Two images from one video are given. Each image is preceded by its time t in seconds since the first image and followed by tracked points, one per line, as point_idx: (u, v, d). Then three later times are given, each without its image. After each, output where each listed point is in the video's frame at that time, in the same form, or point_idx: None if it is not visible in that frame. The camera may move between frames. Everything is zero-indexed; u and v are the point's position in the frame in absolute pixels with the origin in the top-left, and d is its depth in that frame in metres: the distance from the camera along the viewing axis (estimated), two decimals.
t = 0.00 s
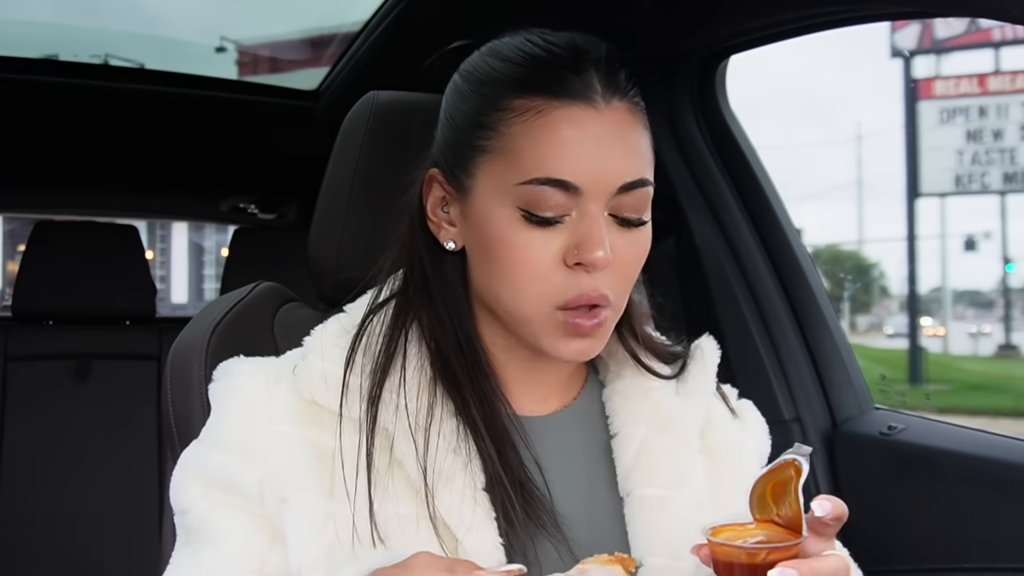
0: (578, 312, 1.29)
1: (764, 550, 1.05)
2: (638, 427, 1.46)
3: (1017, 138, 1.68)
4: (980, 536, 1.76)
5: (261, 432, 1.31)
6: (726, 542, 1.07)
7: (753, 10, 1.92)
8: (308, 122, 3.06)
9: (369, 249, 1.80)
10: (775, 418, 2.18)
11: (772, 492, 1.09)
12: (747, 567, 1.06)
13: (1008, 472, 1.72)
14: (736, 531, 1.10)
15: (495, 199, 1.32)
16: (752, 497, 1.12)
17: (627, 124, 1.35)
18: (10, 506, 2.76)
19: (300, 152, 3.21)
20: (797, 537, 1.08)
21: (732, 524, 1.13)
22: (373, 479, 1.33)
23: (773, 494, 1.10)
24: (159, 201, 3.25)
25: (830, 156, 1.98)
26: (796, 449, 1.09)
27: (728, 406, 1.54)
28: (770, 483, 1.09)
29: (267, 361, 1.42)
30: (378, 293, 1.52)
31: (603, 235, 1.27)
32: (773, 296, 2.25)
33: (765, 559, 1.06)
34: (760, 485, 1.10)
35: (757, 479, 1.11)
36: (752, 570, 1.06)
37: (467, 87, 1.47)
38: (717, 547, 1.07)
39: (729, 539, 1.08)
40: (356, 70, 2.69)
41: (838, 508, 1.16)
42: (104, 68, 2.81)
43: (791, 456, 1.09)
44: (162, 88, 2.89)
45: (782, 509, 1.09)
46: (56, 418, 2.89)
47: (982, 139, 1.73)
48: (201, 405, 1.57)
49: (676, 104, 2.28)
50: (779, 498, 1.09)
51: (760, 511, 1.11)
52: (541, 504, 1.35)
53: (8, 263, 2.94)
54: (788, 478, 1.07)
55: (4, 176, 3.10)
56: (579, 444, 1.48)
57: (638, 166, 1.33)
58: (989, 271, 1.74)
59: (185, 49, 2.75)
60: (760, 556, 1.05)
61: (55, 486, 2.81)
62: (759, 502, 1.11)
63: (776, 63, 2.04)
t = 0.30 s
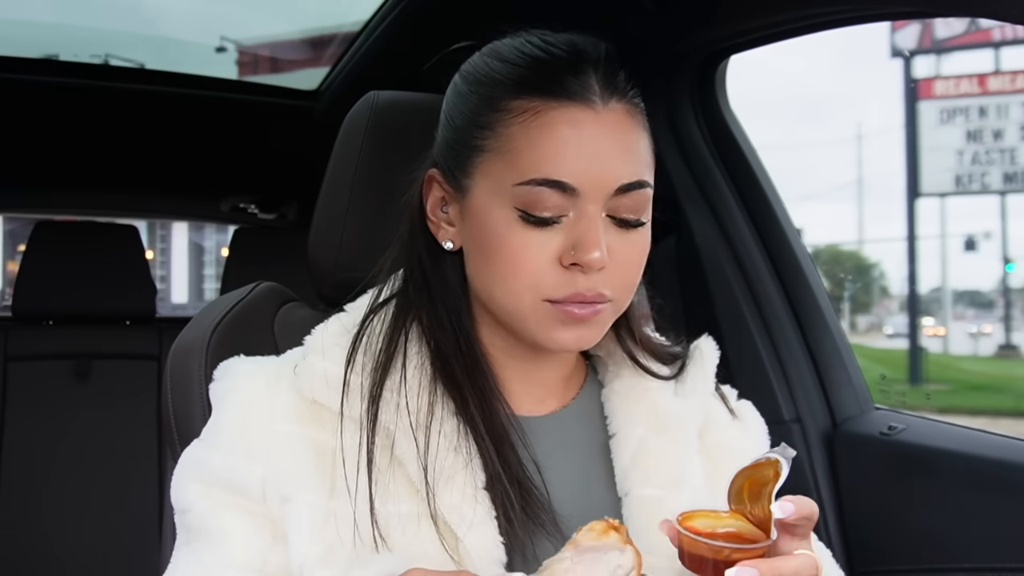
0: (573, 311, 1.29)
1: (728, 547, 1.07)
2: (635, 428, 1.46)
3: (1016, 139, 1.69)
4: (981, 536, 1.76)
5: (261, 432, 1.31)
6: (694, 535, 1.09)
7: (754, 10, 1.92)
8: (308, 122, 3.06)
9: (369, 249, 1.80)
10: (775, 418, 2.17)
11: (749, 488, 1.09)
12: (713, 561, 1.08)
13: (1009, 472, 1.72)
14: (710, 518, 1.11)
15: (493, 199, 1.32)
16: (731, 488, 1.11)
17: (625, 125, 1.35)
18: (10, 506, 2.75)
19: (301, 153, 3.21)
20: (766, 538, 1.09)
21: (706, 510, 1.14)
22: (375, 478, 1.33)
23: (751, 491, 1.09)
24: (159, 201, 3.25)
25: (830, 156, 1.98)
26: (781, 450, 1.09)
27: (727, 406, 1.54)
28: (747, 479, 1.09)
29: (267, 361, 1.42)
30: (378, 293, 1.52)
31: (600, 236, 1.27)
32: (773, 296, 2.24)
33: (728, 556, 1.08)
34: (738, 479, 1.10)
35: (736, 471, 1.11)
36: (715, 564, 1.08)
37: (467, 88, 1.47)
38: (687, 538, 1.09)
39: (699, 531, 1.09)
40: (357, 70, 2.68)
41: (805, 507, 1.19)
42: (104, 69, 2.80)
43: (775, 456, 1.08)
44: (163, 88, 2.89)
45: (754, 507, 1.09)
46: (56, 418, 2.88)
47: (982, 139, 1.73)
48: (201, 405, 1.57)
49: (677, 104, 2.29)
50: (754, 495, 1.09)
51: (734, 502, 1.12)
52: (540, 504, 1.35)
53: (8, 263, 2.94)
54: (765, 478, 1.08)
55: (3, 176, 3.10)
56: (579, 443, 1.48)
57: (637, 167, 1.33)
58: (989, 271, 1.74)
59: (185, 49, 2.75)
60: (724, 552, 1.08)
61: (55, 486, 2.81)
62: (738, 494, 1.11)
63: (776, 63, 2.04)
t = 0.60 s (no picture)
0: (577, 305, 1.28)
1: (730, 547, 1.06)
2: (640, 428, 1.46)
3: (1017, 139, 1.69)
4: (980, 535, 1.76)
5: (264, 431, 1.32)
6: (696, 535, 1.07)
7: (754, 10, 1.92)
8: (308, 122, 3.06)
9: (370, 249, 1.80)
10: (775, 418, 2.17)
11: (748, 486, 1.10)
12: (716, 561, 1.07)
13: (1008, 472, 1.72)
14: (711, 516, 1.10)
15: (495, 189, 1.33)
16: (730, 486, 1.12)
17: (625, 114, 1.37)
18: (10, 506, 2.75)
19: (301, 152, 3.21)
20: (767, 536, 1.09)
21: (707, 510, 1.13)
22: (379, 477, 1.33)
23: (750, 488, 1.10)
24: (159, 201, 3.25)
25: (830, 156, 1.98)
26: (776, 445, 1.10)
27: (731, 408, 1.55)
28: (745, 476, 1.10)
29: (270, 360, 1.42)
30: (382, 292, 1.51)
31: (604, 223, 1.27)
32: (773, 296, 2.25)
33: (730, 555, 1.07)
34: (737, 475, 1.11)
35: (735, 469, 1.12)
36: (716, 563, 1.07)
37: (466, 84, 1.49)
38: (688, 539, 1.08)
39: (700, 531, 1.08)
40: (356, 70, 2.68)
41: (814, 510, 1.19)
42: (104, 68, 2.80)
43: (770, 451, 1.10)
44: (163, 88, 2.89)
45: (754, 504, 1.10)
46: (56, 418, 2.89)
47: (983, 139, 1.73)
48: (202, 405, 1.58)
49: (677, 104, 2.28)
50: (753, 492, 1.10)
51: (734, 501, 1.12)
52: (544, 505, 1.35)
53: (8, 263, 2.94)
54: (762, 473, 1.09)
55: (4, 176, 3.10)
56: (582, 444, 1.48)
57: (636, 155, 1.35)
58: (989, 271, 1.74)
59: (185, 49, 2.74)
60: (727, 551, 1.07)
61: (55, 486, 2.81)
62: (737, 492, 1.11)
63: (776, 63, 2.04)
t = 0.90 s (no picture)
0: (583, 303, 1.28)
1: (722, 516, 1.08)
2: (640, 425, 1.46)
3: (1017, 139, 1.69)
4: (979, 535, 1.76)
5: (264, 428, 1.32)
6: (690, 504, 1.08)
7: (754, 10, 1.92)
8: (308, 122, 3.06)
9: (370, 249, 1.80)
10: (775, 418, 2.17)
11: (742, 455, 1.11)
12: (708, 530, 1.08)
13: (1008, 472, 1.72)
14: (704, 484, 1.11)
15: (501, 188, 1.34)
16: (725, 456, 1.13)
17: (631, 115, 1.37)
18: (9, 506, 2.75)
19: (301, 152, 3.21)
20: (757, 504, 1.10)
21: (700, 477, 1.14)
22: (379, 474, 1.33)
23: (744, 458, 1.11)
24: (158, 201, 3.25)
25: (831, 156, 1.98)
26: (773, 418, 1.12)
27: (733, 408, 1.55)
28: (740, 446, 1.11)
29: (272, 357, 1.43)
30: (385, 290, 1.52)
31: (609, 224, 1.27)
32: (773, 297, 2.24)
33: (721, 524, 1.08)
34: (731, 445, 1.12)
35: (731, 437, 1.13)
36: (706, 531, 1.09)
37: (472, 84, 1.49)
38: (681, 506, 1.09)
39: (693, 498, 1.09)
40: (356, 70, 2.68)
41: (815, 492, 1.15)
42: (104, 68, 2.80)
43: (766, 423, 1.11)
44: (163, 88, 2.89)
45: (746, 473, 1.11)
46: (55, 418, 2.88)
47: (982, 139, 1.73)
48: (201, 404, 1.57)
49: (676, 104, 2.28)
50: (746, 462, 1.11)
51: (728, 468, 1.13)
52: (545, 503, 1.35)
53: (8, 263, 2.94)
54: (756, 444, 1.10)
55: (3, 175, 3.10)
56: (584, 442, 1.48)
57: (642, 156, 1.34)
58: (989, 271, 1.74)
59: (185, 49, 2.75)
60: (716, 521, 1.08)
61: (55, 486, 2.81)
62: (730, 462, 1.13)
63: (776, 63, 2.03)
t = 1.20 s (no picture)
0: (575, 299, 1.28)
1: (725, 500, 1.08)
2: (640, 424, 1.46)
3: (1017, 139, 1.68)
4: (979, 535, 1.76)
5: (265, 426, 1.32)
6: (693, 489, 1.08)
7: (754, 10, 1.92)
8: (308, 122, 3.06)
9: (371, 248, 1.80)
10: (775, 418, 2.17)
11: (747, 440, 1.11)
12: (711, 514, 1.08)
13: (1008, 472, 1.72)
14: (708, 471, 1.12)
15: (503, 183, 1.34)
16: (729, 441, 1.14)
17: (633, 111, 1.37)
18: (10, 506, 2.75)
19: (301, 152, 3.21)
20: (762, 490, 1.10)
21: (704, 464, 1.15)
22: (379, 472, 1.33)
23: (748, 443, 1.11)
24: (158, 201, 3.25)
25: (831, 156, 1.98)
26: (778, 404, 1.12)
27: (733, 408, 1.55)
28: (743, 433, 1.11)
29: (273, 356, 1.43)
30: (386, 288, 1.52)
31: (611, 218, 1.27)
32: (773, 296, 2.25)
33: (725, 509, 1.08)
34: (736, 432, 1.12)
35: (735, 425, 1.13)
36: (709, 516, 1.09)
37: (476, 82, 1.50)
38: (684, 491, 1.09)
39: (697, 483, 1.09)
40: (356, 70, 2.68)
41: (821, 477, 1.12)
42: (104, 68, 2.80)
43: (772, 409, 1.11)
44: (163, 88, 2.89)
45: (750, 459, 1.11)
46: (56, 418, 2.88)
47: (982, 139, 1.73)
48: (201, 404, 1.57)
49: (676, 103, 2.28)
50: (750, 448, 1.11)
51: (732, 456, 1.13)
52: (545, 501, 1.35)
53: (8, 263, 2.94)
54: (759, 430, 1.10)
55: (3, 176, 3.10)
56: (584, 441, 1.48)
57: (642, 152, 1.35)
58: (989, 271, 1.73)
59: (185, 49, 2.74)
60: (721, 505, 1.08)
61: (55, 486, 2.81)
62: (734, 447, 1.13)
63: (776, 64, 2.03)
